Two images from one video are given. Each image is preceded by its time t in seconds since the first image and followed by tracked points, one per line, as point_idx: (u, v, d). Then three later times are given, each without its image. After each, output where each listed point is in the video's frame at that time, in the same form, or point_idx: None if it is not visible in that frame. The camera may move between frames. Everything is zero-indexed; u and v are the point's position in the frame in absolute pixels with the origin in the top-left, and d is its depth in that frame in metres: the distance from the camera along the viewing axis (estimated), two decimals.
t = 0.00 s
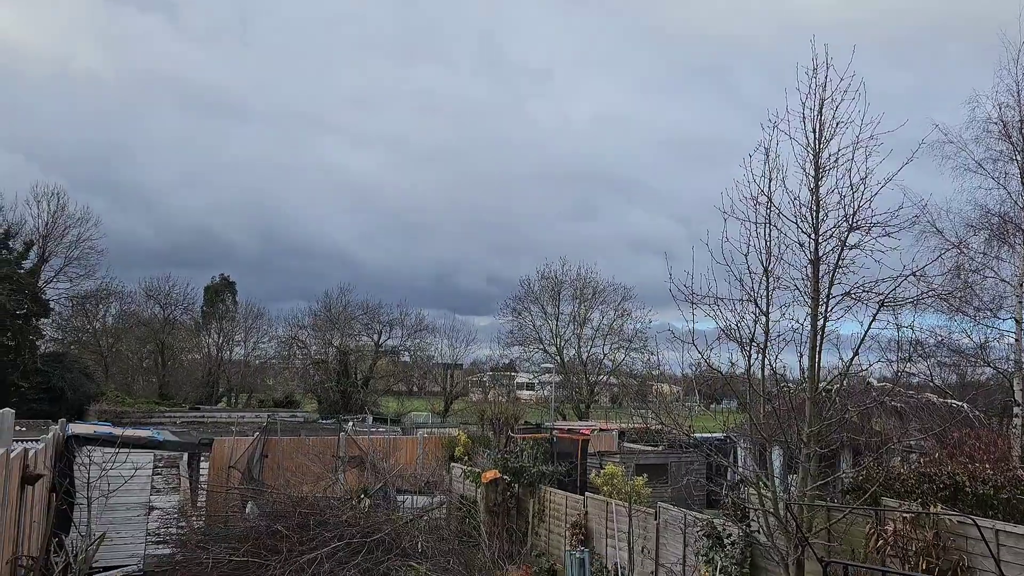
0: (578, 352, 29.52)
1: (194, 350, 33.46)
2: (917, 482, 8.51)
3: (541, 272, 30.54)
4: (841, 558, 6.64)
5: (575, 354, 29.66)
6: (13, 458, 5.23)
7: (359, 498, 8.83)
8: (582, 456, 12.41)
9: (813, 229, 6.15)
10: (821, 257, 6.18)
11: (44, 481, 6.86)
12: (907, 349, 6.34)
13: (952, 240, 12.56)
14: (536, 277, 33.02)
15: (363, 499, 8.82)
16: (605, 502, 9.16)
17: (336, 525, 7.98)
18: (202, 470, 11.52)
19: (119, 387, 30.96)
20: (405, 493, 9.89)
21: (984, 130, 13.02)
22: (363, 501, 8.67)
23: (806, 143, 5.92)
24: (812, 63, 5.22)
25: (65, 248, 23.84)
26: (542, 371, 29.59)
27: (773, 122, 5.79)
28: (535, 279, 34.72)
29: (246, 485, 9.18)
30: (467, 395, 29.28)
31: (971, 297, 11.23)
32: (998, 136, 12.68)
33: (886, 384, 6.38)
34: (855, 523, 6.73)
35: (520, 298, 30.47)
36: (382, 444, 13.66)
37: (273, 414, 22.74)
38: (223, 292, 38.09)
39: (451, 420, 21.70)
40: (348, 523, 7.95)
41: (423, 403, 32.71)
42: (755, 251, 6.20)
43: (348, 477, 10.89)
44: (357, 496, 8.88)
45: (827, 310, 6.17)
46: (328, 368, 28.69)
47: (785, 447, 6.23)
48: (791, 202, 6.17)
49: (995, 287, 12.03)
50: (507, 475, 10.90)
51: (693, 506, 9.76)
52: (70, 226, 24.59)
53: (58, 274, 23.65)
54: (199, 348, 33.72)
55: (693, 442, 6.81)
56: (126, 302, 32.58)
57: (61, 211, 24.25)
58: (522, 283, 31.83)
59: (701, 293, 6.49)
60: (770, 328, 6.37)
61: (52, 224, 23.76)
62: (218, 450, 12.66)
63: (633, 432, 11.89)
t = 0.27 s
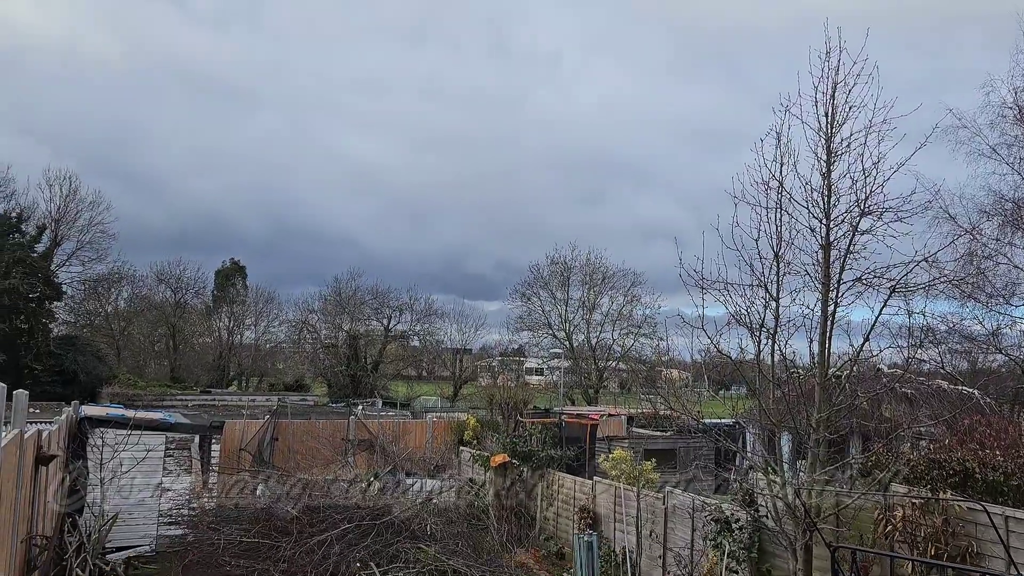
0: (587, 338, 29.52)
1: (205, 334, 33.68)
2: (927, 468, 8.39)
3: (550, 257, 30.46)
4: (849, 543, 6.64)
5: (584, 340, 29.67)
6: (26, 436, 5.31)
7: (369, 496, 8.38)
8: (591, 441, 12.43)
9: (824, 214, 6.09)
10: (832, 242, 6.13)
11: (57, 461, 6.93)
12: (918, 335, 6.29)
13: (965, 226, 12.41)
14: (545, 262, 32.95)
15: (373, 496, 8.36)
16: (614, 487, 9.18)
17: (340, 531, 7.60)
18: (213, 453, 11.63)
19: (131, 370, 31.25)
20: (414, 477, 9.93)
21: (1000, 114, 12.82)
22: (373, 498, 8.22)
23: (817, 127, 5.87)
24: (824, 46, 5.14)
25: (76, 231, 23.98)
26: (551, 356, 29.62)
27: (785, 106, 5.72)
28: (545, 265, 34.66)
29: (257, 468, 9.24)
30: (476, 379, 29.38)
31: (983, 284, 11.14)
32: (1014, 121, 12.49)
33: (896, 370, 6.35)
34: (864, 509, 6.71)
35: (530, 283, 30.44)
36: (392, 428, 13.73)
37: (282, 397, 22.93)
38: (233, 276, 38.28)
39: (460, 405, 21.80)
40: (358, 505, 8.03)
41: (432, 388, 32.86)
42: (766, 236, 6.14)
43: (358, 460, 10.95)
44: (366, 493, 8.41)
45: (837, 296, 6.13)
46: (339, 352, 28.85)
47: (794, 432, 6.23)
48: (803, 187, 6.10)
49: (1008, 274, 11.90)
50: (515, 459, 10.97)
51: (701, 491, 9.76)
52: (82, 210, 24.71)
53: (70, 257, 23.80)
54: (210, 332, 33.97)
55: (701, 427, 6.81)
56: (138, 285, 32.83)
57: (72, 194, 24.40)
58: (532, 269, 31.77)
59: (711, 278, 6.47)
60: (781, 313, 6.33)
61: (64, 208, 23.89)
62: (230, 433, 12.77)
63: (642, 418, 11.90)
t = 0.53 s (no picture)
0: (596, 324, 29.49)
1: (215, 319, 33.88)
2: (936, 456, 8.29)
3: (559, 243, 30.40)
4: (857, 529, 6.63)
5: (593, 326, 29.64)
6: (38, 419, 5.33)
7: (370, 496, 7.81)
8: (599, 427, 12.42)
9: (835, 200, 6.03)
10: (844, 228, 6.07)
11: (68, 442, 7.00)
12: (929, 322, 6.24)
13: (978, 213, 12.27)
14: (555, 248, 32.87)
15: (373, 498, 7.79)
16: (622, 472, 9.18)
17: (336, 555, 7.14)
18: (223, 435, 11.73)
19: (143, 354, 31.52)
20: (423, 461, 9.96)
21: (1017, 100, 12.64)
22: (371, 503, 7.64)
23: (830, 112, 5.80)
24: (838, 30, 5.07)
25: (88, 215, 24.12)
26: (560, 343, 29.61)
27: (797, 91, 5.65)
28: (554, 251, 34.59)
29: (266, 451, 9.25)
30: (484, 365, 29.43)
31: (997, 271, 11.02)
32: None
33: (906, 357, 6.30)
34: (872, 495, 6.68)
35: (538, 269, 30.40)
36: (400, 412, 13.76)
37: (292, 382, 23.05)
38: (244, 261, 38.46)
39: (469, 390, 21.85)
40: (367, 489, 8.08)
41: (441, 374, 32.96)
42: (776, 222, 6.09)
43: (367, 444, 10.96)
44: (366, 494, 7.83)
45: (848, 283, 6.08)
46: (348, 337, 28.96)
47: (804, 419, 6.20)
48: (814, 172, 6.04)
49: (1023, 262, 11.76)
50: (524, 444, 10.98)
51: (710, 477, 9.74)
52: (93, 194, 24.84)
53: (81, 242, 23.96)
54: (220, 317, 34.12)
55: (710, 413, 6.78)
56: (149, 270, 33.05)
57: (83, 179, 24.46)
58: (541, 255, 31.72)
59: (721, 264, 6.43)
60: (791, 299, 6.29)
61: (76, 192, 24.03)
62: (239, 417, 12.81)
63: (650, 404, 11.88)
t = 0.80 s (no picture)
0: (604, 311, 29.47)
1: (224, 305, 34.05)
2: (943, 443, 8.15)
3: (567, 230, 30.32)
4: (863, 516, 6.59)
5: (600, 313, 29.61)
6: (48, 402, 5.35)
7: (370, 496, 7.58)
8: (606, 414, 12.42)
9: (845, 187, 5.99)
10: (853, 215, 6.03)
11: (79, 426, 7.07)
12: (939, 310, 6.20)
13: (991, 200, 12.15)
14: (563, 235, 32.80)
15: (374, 498, 7.56)
16: (629, 458, 9.20)
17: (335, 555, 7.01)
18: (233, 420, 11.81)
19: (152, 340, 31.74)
20: (430, 446, 10.00)
21: None
22: (371, 503, 7.41)
23: (841, 98, 5.76)
24: (849, 14, 5.01)
25: (97, 201, 24.23)
26: (567, 330, 29.62)
27: (808, 76, 5.59)
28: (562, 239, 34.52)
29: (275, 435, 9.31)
30: (492, 352, 29.48)
31: (1009, 259, 10.93)
32: None
33: (914, 346, 6.26)
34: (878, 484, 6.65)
35: (546, 256, 30.35)
36: (408, 398, 13.79)
37: (300, 368, 23.18)
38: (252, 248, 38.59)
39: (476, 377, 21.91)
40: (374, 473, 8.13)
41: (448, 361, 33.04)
42: (786, 209, 6.05)
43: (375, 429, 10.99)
44: (366, 494, 7.61)
45: (857, 270, 6.05)
46: (356, 323, 29.09)
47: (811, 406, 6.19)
48: (824, 159, 5.99)
49: None
50: (531, 431, 10.98)
51: (717, 464, 9.72)
52: (102, 180, 24.94)
53: (91, 227, 24.09)
54: (229, 303, 34.27)
55: (718, 401, 6.76)
56: (158, 256, 33.22)
57: (92, 165, 24.53)
58: (549, 242, 31.66)
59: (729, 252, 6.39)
60: (799, 287, 6.26)
61: (85, 178, 24.13)
62: (248, 402, 12.86)
63: (657, 391, 11.88)
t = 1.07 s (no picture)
0: (610, 299, 29.42)
1: (232, 291, 34.17)
2: (949, 432, 7.60)
3: (574, 217, 30.23)
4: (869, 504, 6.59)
5: (607, 301, 29.56)
6: (56, 385, 5.38)
7: (370, 496, 7.29)
8: (611, 401, 12.41)
9: (854, 173, 5.94)
10: (861, 202, 5.99)
11: (87, 409, 7.10)
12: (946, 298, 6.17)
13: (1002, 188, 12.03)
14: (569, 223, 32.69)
15: (373, 498, 7.26)
16: (635, 445, 9.19)
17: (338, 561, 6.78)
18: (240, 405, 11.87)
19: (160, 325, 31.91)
20: (435, 432, 10.03)
21: None
22: (370, 503, 7.12)
23: (849, 84, 5.73)
24: None
25: (104, 186, 24.28)
26: (573, 318, 29.60)
27: (818, 60, 5.54)
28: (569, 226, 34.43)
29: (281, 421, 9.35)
30: (497, 339, 29.50)
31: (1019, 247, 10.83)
32: None
33: (922, 334, 6.24)
34: (884, 471, 6.63)
35: (553, 243, 30.28)
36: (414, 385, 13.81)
37: (307, 353, 23.27)
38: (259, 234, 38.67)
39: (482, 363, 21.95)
40: (380, 458, 8.14)
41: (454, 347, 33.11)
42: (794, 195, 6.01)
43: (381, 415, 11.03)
44: (366, 494, 7.32)
45: (865, 257, 6.01)
46: (362, 310, 29.28)
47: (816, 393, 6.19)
48: (833, 145, 5.94)
49: None
50: (537, 417, 10.99)
51: (723, 451, 9.71)
52: (109, 166, 24.99)
53: (99, 212, 24.16)
54: (236, 289, 34.39)
55: (724, 387, 6.75)
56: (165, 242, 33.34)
57: (100, 150, 24.61)
58: (555, 229, 31.58)
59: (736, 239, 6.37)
60: (807, 274, 6.22)
61: (92, 164, 24.18)
62: (255, 387, 12.91)
63: (663, 379, 11.86)
